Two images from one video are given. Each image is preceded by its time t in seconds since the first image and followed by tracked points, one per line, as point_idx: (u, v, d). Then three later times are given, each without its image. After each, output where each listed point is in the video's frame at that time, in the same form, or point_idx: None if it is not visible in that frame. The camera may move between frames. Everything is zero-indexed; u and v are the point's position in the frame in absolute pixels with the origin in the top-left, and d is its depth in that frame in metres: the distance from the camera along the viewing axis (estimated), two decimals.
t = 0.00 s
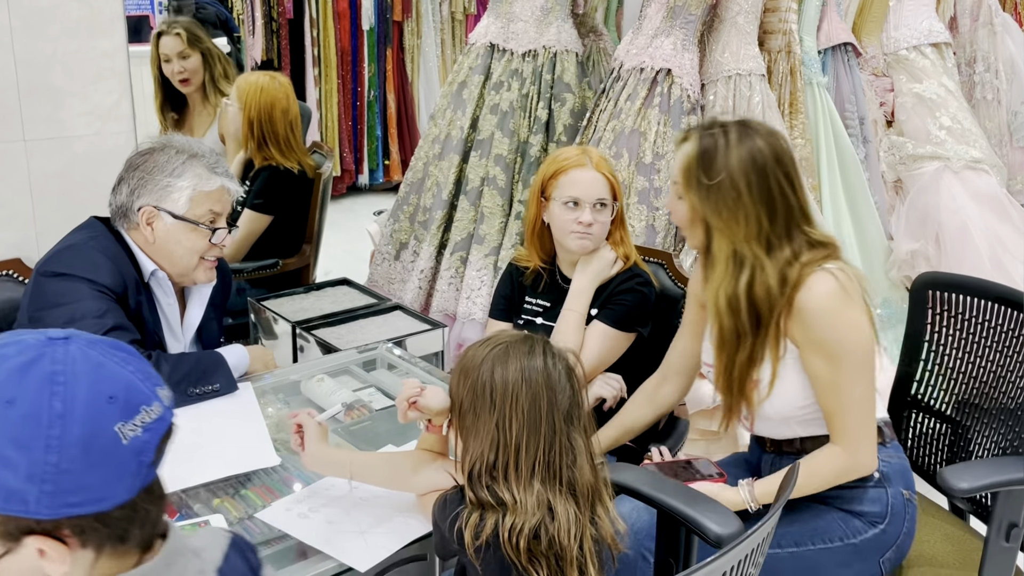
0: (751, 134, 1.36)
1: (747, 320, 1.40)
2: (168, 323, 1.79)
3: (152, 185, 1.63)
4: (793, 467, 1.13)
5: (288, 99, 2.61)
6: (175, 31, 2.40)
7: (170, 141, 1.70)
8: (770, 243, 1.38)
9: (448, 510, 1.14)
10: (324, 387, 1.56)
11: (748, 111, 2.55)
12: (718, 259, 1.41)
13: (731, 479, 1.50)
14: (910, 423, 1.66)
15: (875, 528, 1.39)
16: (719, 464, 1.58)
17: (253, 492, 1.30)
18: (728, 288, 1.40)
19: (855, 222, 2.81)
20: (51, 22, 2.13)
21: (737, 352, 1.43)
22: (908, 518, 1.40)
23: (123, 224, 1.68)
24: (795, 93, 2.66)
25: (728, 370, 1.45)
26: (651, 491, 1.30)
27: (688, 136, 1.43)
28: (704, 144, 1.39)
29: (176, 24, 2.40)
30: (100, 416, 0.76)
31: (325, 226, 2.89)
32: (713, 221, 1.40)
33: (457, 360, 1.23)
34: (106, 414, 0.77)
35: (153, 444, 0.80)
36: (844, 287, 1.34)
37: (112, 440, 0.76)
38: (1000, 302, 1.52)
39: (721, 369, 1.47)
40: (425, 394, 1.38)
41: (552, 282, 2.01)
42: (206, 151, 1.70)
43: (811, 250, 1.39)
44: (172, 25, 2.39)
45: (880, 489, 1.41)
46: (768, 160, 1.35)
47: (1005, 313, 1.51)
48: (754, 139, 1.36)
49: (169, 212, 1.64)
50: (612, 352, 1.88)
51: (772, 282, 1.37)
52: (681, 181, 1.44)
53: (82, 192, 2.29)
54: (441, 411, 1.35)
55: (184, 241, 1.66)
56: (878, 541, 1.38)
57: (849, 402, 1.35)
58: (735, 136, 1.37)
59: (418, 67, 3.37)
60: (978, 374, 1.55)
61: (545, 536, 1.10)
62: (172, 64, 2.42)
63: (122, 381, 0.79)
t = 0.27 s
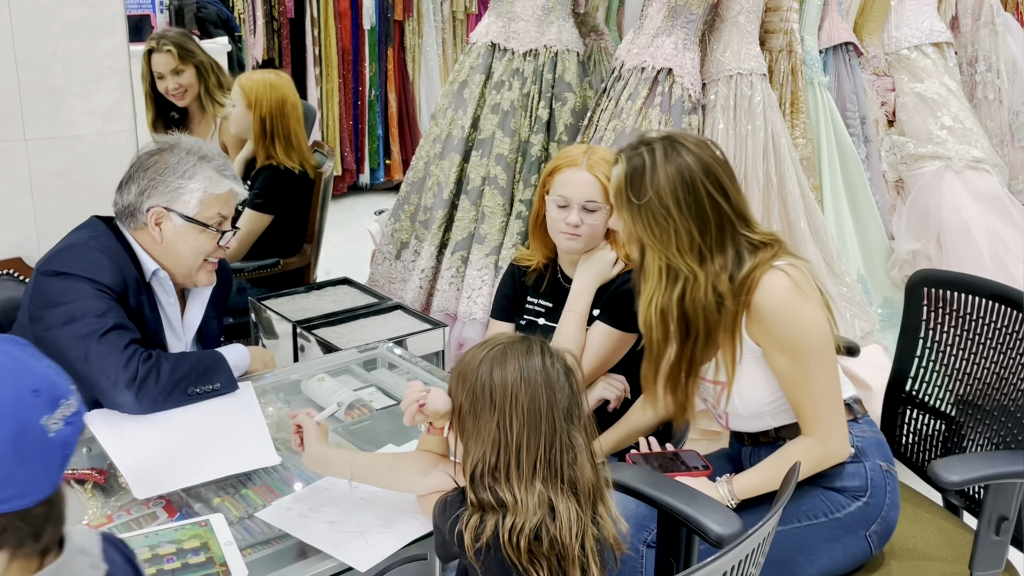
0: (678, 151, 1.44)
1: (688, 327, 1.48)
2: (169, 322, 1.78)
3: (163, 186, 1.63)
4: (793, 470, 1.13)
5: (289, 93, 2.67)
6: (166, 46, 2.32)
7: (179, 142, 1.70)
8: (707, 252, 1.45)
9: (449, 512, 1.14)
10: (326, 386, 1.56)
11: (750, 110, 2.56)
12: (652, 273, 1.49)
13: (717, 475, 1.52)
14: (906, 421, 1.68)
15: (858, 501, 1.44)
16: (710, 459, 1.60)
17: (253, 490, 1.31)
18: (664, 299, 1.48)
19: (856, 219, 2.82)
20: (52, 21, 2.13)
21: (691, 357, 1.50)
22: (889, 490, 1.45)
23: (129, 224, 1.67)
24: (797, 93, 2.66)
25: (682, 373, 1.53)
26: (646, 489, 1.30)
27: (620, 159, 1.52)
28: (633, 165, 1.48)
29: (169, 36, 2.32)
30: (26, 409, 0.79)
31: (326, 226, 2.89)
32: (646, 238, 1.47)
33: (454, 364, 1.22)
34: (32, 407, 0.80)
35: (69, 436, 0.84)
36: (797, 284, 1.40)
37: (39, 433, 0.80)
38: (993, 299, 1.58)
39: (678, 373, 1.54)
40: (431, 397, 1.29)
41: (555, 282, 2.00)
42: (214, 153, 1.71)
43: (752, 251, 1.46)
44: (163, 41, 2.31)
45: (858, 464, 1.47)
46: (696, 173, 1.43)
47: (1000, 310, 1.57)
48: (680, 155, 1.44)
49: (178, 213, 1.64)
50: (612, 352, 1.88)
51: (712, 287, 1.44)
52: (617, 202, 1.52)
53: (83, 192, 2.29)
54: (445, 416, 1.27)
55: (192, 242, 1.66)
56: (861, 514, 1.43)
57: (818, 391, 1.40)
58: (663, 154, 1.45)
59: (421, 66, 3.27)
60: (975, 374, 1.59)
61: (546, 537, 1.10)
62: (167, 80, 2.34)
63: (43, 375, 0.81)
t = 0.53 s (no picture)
0: (657, 149, 1.44)
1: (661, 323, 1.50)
2: (172, 321, 1.78)
3: (170, 187, 1.63)
4: (795, 472, 1.15)
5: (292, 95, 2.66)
6: (171, 49, 2.33)
7: (184, 143, 1.70)
8: (682, 250, 1.46)
9: (447, 510, 1.14)
10: (328, 386, 1.57)
11: (751, 110, 2.56)
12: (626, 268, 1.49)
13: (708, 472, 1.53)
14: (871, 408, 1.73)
15: (847, 483, 1.49)
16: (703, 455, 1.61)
17: (255, 490, 1.31)
18: (638, 293, 1.49)
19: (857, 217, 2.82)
20: (55, 21, 2.13)
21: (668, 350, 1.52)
22: (875, 471, 1.50)
23: (135, 225, 1.67)
24: (798, 93, 2.67)
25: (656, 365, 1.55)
26: (649, 489, 1.30)
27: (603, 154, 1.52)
28: (613, 161, 1.48)
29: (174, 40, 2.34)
30: None
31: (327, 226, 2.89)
32: (624, 233, 1.48)
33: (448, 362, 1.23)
34: None
35: None
36: (769, 286, 1.41)
37: None
38: (961, 286, 1.61)
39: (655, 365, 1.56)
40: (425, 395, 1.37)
41: (557, 282, 2.00)
42: (218, 154, 1.71)
43: (724, 252, 1.46)
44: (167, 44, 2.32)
45: (845, 448, 1.52)
46: (673, 172, 1.43)
47: (969, 296, 1.60)
48: (659, 153, 1.44)
49: (186, 214, 1.64)
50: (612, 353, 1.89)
51: (684, 286, 1.45)
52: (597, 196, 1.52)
53: (86, 191, 2.30)
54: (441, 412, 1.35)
55: (199, 243, 1.67)
56: (851, 495, 1.48)
57: (793, 390, 1.42)
58: (643, 151, 1.45)
59: (423, 68, 3.22)
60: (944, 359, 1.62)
61: (544, 533, 1.10)
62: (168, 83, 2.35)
63: None
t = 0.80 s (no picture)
0: (692, 134, 1.45)
1: (682, 302, 1.49)
2: (173, 322, 1.79)
3: (172, 188, 1.63)
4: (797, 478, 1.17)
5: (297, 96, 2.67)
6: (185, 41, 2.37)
7: (185, 143, 1.70)
8: (712, 234, 1.46)
9: (448, 510, 1.14)
10: (329, 387, 1.57)
11: (752, 111, 2.56)
12: (654, 246, 1.48)
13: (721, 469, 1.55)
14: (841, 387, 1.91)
15: (852, 473, 1.55)
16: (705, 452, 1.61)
17: (257, 491, 1.31)
18: (663, 271, 1.48)
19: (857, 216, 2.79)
20: (57, 21, 2.14)
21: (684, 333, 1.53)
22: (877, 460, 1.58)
23: (139, 226, 1.67)
24: (800, 94, 2.67)
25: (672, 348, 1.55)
26: (652, 490, 1.30)
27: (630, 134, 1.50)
28: (645, 142, 1.47)
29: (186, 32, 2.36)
30: None
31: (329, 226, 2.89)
32: (655, 209, 1.46)
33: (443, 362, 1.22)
34: None
35: None
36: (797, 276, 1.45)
37: None
38: (916, 269, 1.78)
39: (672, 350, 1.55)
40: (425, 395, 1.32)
41: (558, 283, 2.00)
42: (220, 153, 1.71)
43: (752, 243, 1.48)
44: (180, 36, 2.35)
45: (851, 440, 1.58)
46: (708, 158, 1.44)
47: (922, 278, 1.78)
48: (693, 138, 1.44)
49: (188, 214, 1.64)
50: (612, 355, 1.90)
51: (717, 273, 1.46)
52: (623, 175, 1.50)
53: (88, 191, 2.30)
54: (440, 413, 1.32)
55: (201, 242, 1.67)
56: (857, 485, 1.54)
57: (813, 378, 1.46)
58: (678, 133, 1.45)
59: (424, 67, 3.21)
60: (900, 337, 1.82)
61: (546, 532, 1.11)
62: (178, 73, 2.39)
63: None
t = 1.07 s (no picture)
0: (710, 150, 1.53)
1: (737, 321, 1.57)
2: (177, 324, 1.78)
3: (174, 190, 1.63)
4: (800, 476, 1.16)
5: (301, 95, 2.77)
6: (193, 48, 2.46)
7: (186, 144, 1.70)
8: (747, 246, 1.54)
9: (452, 512, 1.14)
10: (331, 388, 1.57)
11: (754, 113, 2.55)
12: (698, 273, 1.58)
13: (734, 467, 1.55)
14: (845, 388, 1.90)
15: (864, 472, 1.56)
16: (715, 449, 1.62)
17: (259, 492, 1.31)
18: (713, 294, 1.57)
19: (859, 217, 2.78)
20: (61, 23, 2.14)
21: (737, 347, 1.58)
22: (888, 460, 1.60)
23: (141, 228, 1.67)
24: (802, 95, 2.67)
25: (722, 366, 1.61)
26: (652, 491, 1.30)
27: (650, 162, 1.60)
28: (666, 167, 1.56)
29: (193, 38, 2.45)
30: None
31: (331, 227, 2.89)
32: (688, 243, 1.57)
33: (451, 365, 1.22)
34: None
35: None
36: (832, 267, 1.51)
37: None
38: (913, 266, 1.79)
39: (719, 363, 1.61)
40: (431, 396, 1.32)
41: (559, 283, 2.00)
42: (221, 154, 1.71)
43: (788, 242, 1.53)
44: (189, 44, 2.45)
45: (866, 438, 1.60)
46: (727, 171, 1.51)
47: (917, 274, 1.78)
48: (711, 155, 1.52)
49: (190, 216, 1.64)
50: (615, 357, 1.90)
51: (757, 279, 1.53)
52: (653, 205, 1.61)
53: (90, 193, 2.30)
54: (446, 415, 1.31)
55: (204, 244, 1.67)
56: (868, 483, 1.55)
57: (838, 372, 1.51)
58: (694, 156, 1.53)
59: (425, 68, 3.21)
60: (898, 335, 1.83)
61: (550, 536, 1.11)
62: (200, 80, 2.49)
63: None
